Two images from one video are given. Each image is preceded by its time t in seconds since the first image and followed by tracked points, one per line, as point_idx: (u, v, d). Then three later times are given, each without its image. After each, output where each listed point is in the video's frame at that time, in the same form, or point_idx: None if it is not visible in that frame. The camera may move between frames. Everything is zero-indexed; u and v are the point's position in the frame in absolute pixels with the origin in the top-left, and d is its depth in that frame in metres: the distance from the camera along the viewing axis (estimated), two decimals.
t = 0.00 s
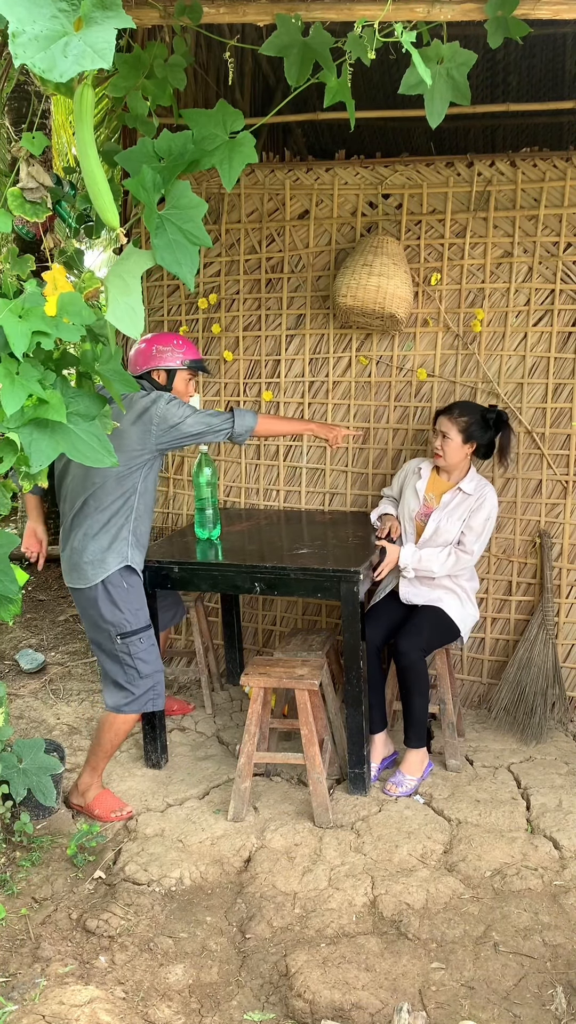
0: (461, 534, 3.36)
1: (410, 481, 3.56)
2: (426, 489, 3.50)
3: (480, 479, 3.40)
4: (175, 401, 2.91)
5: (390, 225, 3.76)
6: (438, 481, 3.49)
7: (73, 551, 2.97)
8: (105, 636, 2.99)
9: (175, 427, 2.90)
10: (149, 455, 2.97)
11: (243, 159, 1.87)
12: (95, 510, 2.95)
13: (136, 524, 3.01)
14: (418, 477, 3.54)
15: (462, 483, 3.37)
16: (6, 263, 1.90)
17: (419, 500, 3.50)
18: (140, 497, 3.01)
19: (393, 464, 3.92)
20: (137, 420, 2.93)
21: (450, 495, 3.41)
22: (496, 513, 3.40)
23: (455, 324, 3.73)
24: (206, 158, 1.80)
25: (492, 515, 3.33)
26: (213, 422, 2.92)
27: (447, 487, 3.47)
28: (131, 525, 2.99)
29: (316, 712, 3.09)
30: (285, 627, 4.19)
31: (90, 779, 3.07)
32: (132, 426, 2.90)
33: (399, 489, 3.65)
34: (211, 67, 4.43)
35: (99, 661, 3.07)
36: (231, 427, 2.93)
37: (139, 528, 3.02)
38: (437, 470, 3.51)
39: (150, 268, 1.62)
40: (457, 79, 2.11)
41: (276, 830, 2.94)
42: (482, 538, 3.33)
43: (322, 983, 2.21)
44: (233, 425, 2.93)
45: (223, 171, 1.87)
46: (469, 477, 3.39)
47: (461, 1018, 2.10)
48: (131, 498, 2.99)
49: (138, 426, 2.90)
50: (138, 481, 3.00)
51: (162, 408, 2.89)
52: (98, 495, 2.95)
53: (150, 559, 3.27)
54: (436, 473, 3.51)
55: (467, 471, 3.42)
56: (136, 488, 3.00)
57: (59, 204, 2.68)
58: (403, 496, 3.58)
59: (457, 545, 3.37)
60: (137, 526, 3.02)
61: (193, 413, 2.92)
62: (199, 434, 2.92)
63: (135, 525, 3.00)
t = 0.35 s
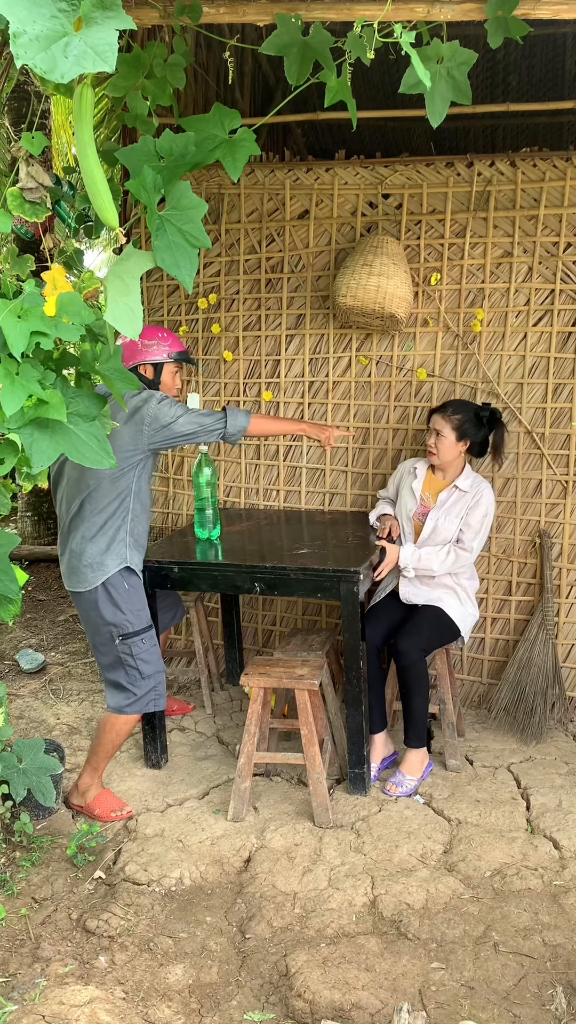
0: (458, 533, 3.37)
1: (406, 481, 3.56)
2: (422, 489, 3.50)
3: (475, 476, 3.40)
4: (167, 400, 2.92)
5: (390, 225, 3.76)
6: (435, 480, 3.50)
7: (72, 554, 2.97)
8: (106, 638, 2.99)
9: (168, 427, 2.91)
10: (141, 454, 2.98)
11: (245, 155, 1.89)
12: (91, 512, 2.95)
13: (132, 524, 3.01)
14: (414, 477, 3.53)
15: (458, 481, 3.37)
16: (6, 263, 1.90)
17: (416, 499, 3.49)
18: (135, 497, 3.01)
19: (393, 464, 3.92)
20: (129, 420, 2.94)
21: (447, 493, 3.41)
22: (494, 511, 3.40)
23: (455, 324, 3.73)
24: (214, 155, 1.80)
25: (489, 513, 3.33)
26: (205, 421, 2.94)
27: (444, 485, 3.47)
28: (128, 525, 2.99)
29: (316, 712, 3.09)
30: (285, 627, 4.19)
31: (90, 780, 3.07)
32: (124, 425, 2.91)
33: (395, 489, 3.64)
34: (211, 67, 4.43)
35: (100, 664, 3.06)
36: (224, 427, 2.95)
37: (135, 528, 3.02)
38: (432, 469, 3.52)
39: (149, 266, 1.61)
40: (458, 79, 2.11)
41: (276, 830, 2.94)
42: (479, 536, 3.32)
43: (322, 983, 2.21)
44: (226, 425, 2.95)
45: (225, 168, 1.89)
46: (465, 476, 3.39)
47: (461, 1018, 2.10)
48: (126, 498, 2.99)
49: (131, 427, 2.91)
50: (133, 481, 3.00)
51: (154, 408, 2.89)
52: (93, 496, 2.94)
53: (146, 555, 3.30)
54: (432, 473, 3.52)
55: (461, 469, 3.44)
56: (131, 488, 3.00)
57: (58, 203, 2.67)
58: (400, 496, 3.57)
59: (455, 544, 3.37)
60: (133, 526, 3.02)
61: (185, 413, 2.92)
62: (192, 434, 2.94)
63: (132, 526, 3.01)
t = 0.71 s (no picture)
0: (456, 532, 3.37)
1: (404, 481, 3.55)
2: (421, 489, 3.50)
3: (473, 474, 3.41)
4: (158, 395, 2.94)
5: (390, 225, 3.76)
6: (433, 480, 3.50)
7: (67, 552, 2.97)
8: (101, 636, 2.99)
9: (158, 422, 2.93)
10: (132, 450, 2.98)
11: (245, 155, 1.91)
12: (84, 509, 2.96)
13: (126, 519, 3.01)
14: (412, 477, 3.53)
15: (456, 480, 3.37)
16: (5, 263, 1.90)
17: (415, 499, 3.49)
18: (128, 494, 3.01)
19: (393, 464, 3.92)
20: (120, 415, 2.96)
21: (445, 493, 3.41)
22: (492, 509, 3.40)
23: (455, 324, 3.73)
24: (215, 154, 1.81)
25: (488, 512, 3.33)
26: (195, 417, 2.96)
27: (442, 484, 3.47)
28: (122, 521, 3.00)
29: (316, 712, 3.09)
30: (285, 627, 4.19)
31: (90, 780, 3.07)
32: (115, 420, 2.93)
33: (394, 489, 3.64)
34: (211, 67, 4.43)
35: (98, 663, 3.07)
36: (214, 422, 2.98)
37: (130, 524, 3.02)
38: (431, 469, 3.52)
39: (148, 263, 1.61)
40: (458, 79, 2.11)
41: (276, 830, 2.94)
42: (479, 535, 3.33)
43: (322, 983, 2.21)
44: (216, 421, 2.99)
45: (224, 169, 1.90)
46: (463, 475, 3.38)
47: (461, 1018, 2.10)
48: (119, 495, 2.99)
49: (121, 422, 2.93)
50: (126, 477, 3.00)
51: (144, 403, 2.91)
52: (86, 494, 2.95)
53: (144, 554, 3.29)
54: (430, 472, 3.52)
55: (460, 468, 3.44)
56: (124, 484, 3.00)
57: (58, 203, 2.71)
58: (399, 496, 3.57)
59: (455, 544, 3.37)
60: (128, 522, 3.02)
61: (176, 408, 2.94)
62: (183, 429, 2.96)
63: (126, 522, 3.01)
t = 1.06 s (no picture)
0: (455, 530, 3.37)
1: (403, 482, 3.55)
2: (420, 489, 3.50)
3: (472, 474, 3.41)
4: (156, 387, 2.97)
5: (390, 225, 3.76)
6: (432, 481, 3.50)
7: (68, 543, 3.01)
8: (96, 629, 3.01)
9: (155, 413, 2.95)
10: (130, 442, 3.00)
11: (245, 155, 1.91)
12: (83, 500, 2.99)
13: (126, 511, 3.02)
14: (411, 477, 3.52)
15: (455, 481, 3.37)
16: (5, 263, 1.90)
17: (414, 500, 3.49)
18: (127, 486, 3.02)
19: (393, 464, 3.92)
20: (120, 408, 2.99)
21: (444, 493, 3.41)
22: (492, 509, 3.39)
23: (455, 324, 3.73)
24: (215, 154, 1.81)
25: (487, 512, 3.33)
26: (192, 408, 2.96)
27: (441, 485, 3.47)
28: (121, 512, 3.00)
29: (316, 712, 3.09)
30: (285, 627, 4.19)
31: (89, 779, 3.07)
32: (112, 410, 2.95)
33: (393, 489, 3.64)
34: (211, 67, 4.43)
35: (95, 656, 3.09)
36: (211, 413, 2.97)
37: (128, 516, 3.02)
38: (429, 470, 3.52)
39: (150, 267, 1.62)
40: (458, 79, 2.11)
41: (276, 830, 2.94)
42: (479, 534, 3.32)
43: (322, 983, 2.21)
44: (213, 412, 2.97)
45: (224, 168, 1.91)
46: (461, 476, 3.39)
47: (461, 1018, 2.10)
48: (118, 487, 3.00)
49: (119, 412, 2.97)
50: (123, 468, 3.02)
51: (142, 395, 2.94)
52: (85, 484, 2.99)
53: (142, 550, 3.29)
54: (429, 473, 3.51)
55: (458, 469, 3.45)
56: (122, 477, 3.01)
57: (58, 203, 2.70)
58: (398, 496, 3.56)
59: (455, 544, 3.37)
60: (127, 514, 3.03)
61: (173, 399, 2.96)
62: (179, 420, 2.97)
63: (125, 513, 3.01)
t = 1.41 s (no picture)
0: (456, 530, 3.37)
1: (403, 482, 3.55)
2: (420, 489, 3.50)
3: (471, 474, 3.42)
4: (162, 384, 2.95)
5: (390, 225, 3.76)
6: (432, 481, 3.50)
7: (67, 531, 3.04)
8: (94, 618, 3.04)
9: (161, 410, 2.94)
10: (135, 436, 3.01)
11: (246, 155, 1.91)
12: (83, 490, 3.02)
13: (125, 503, 3.03)
14: (411, 477, 3.53)
15: (454, 481, 3.38)
16: (5, 263, 1.89)
17: (413, 501, 3.49)
18: (128, 479, 3.03)
19: (393, 464, 3.92)
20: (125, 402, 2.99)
21: (444, 494, 3.42)
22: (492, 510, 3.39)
23: (455, 324, 3.73)
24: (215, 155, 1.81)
25: (487, 512, 3.32)
26: (198, 407, 2.95)
27: (441, 486, 3.47)
28: (120, 504, 3.02)
29: (316, 712, 3.09)
30: (285, 627, 4.19)
31: (89, 779, 3.08)
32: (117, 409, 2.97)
33: (393, 489, 3.64)
34: (211, 67, 4.43)
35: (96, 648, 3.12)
36: (217, 412, 2.96)
37: (127, 508, 3.04)
38: (429, 470, 3.52)
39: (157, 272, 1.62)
40: (458, 79, 2.12)
41: (276, 830, 2.94)
42: (479, 534, 3.31)
43: (322, 983, 2.21)
44: (219, 410, 2.96)
45: (226, 168, 1.91)
46: (461, 476, 3.39)
47: (461, 1018, 2.10)
48: (119, 479, 3.01)
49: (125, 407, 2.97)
50: (126, 463, 3.03)
51: (148, 391, 2.92)
52: (86, 476, 3.01)
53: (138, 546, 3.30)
54: (429, 473, 3.52)
55: (458, 469, 3.45)
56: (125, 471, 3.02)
57: (58, 203, 2.68)
58: (398, 496, 3.57)
59: (455, 544, 3.37)
60: (127, 506, 3.04)
61: (179, 397, 2.94)
62: (184, 417, 2.96)
63: (124, 504, 3.03)
